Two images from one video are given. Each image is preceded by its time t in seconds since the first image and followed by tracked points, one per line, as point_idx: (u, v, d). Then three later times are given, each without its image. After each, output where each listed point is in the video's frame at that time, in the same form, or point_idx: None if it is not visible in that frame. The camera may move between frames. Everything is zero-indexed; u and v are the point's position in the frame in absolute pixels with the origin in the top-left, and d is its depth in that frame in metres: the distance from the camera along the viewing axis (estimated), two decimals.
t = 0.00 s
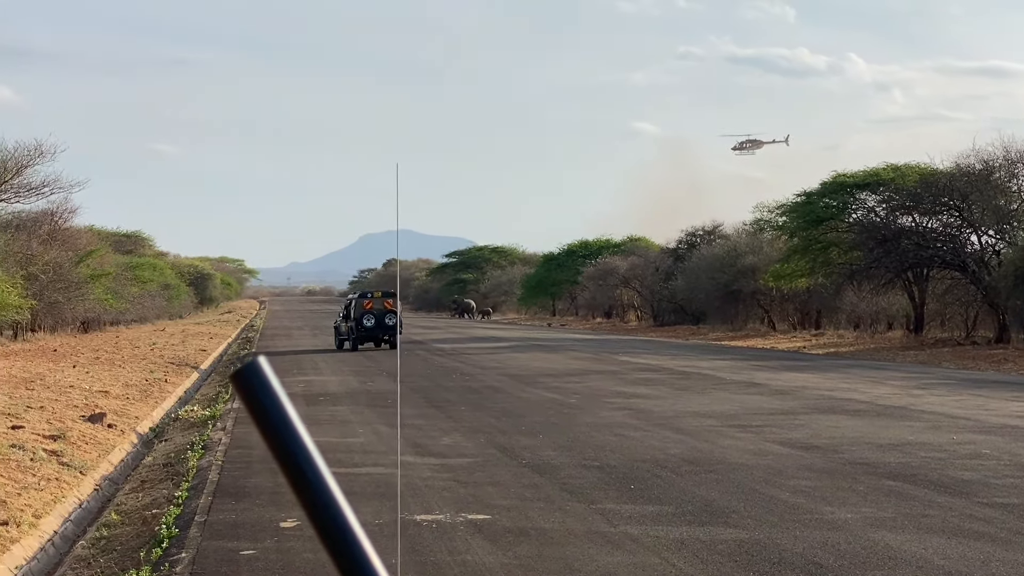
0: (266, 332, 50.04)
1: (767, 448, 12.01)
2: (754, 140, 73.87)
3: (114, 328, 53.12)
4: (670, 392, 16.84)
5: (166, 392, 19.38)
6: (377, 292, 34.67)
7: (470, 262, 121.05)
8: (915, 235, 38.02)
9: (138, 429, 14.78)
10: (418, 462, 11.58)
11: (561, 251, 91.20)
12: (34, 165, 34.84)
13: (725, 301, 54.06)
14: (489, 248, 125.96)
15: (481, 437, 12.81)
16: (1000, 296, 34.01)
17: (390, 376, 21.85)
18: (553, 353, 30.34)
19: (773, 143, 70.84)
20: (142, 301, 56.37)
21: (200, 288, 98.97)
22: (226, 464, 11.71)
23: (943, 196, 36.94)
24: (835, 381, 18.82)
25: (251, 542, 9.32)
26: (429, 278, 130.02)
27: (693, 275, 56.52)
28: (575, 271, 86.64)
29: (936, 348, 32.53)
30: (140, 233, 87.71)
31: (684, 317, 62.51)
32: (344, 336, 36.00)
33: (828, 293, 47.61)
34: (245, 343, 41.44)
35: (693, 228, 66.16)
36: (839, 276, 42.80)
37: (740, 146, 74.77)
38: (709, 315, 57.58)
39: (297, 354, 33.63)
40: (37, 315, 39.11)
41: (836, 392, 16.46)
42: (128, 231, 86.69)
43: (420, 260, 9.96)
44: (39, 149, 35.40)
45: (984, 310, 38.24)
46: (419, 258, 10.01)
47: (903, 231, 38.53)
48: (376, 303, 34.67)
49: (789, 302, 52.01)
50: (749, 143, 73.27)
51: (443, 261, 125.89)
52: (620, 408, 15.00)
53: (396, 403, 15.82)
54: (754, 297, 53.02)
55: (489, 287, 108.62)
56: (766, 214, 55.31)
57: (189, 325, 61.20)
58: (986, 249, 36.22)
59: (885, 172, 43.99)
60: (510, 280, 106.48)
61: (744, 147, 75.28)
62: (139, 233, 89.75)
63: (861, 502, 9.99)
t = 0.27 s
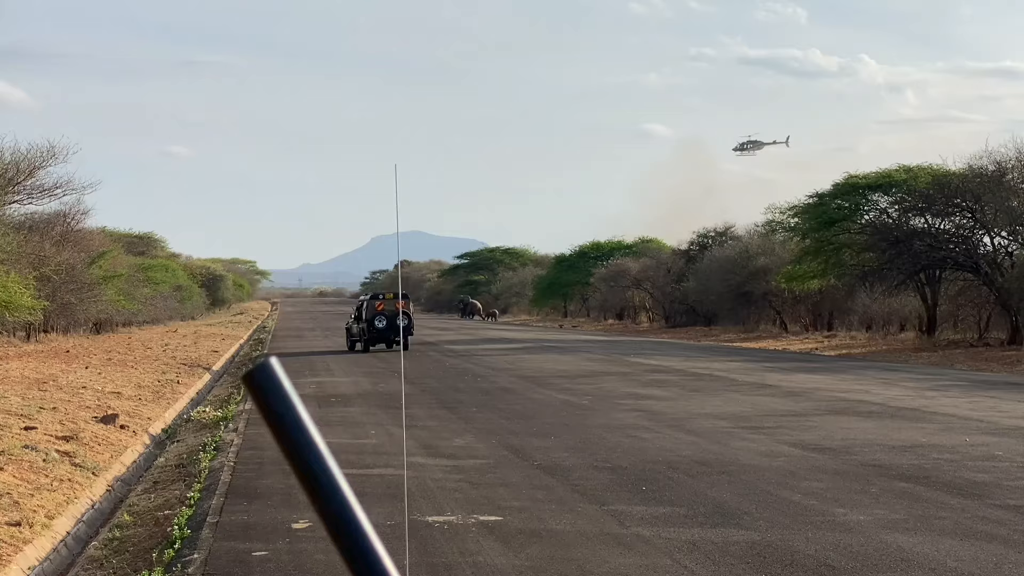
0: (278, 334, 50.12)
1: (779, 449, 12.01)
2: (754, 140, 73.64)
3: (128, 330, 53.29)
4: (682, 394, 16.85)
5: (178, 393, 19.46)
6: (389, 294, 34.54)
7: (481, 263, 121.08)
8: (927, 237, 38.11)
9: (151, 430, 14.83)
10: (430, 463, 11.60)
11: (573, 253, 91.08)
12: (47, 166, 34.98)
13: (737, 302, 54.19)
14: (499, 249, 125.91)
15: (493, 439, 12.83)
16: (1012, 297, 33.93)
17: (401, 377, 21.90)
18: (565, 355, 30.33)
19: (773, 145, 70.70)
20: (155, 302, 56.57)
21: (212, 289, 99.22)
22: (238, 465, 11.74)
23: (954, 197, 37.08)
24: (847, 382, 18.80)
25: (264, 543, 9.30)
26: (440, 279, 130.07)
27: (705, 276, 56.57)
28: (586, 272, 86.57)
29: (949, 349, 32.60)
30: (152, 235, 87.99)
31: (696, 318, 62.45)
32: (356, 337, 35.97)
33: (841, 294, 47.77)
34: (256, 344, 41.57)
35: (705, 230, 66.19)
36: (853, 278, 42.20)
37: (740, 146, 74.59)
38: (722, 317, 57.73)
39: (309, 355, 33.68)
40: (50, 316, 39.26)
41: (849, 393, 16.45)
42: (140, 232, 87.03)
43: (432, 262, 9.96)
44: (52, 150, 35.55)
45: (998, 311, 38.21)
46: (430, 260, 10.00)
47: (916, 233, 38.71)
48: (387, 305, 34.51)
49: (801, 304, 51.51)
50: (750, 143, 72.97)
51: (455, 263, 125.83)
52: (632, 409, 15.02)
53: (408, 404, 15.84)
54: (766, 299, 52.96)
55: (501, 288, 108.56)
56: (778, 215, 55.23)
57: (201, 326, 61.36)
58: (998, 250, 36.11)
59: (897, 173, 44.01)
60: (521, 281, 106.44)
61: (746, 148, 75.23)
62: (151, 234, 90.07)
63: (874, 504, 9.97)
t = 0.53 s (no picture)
0: (289, 334, 50.21)
1: (790, 450, 12.01)
2: (754, 140, 72.81)
3: (139, 330, 53.43)
4: (692, 394, 16.86)
5: (189, 393, 19.51)
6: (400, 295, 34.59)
7: (492, 264, 121.16)
8: (939, 237, 38.04)
9: (162, 430, 14.87)
10: (441, 464, 11.62)
11: (583, 253, 90.99)
12: (59, 166, 35.07)
13: (749, 302, 54.22)
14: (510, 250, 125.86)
15: (504, 439, 12.85)
16: None
17: (412, 377, 21.95)
18: (576, 355, 30.33)
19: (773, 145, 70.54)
20: (167, 303, 56.71)
21: (223, 289, 99.38)
22: (249, 466, 11.77)
23: (966, 197, 37.03)
24: (858, 383, 18.77)
25: (275, 543, 9.28)
26: (450, 279, 130.11)
27: (716, 277, 56.56)
28: (597, 272, 86.50)
29: (960, 350, 32.62)
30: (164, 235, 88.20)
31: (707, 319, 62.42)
32: (367, 338, 36.05)
33: (852, 294, 47.81)
34: (268, 344, 41.67)
35: (716, 230, 66.20)
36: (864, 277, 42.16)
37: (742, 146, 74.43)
38: (733, 318, 57.78)
39: (321, 355, 33.73)
40: (62, 316, 39.39)
41: (860, 394, 16.44)
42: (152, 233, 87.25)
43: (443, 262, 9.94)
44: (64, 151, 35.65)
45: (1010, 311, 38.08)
46: (441, 259, 9.98)
47: (927, 233, 38.64)
48: (398, 305, 34.56)
49: (812, 304, 51.72)
50: (749, 143, 72.51)
51: (466, 263, 125.83)
52: (643, 409, 15.04)
53: (419, 404, 15.87)
54: (777, 299, 52.90)
55: (512, 289, 108.53)
56: (789, 215, 55.14)
57: (213, 327, 61.47)
58: (1010, 250, 35.98)
59: (909, 173, 44.06)
60: (532, 281, 106.40)
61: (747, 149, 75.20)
62: (162, 234, 90.33)
63: (885, 504, 9.94)
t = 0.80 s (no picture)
0: (299, 334, 50.25)
1: (801, 450, 11.99)
2: (754, 140, 74.07)
3: (149, 331, 53.54)
4: (702, 394, 16.86)
5: (200, 393, 19.55)
6: (410, 294, 34.70)
7: (502, 264, 121.20)
8: (950, 236, 37.80)
9: (173, 430, 14.91)
10: (451, 464, 11.64)
11: (593, 253, 90.85)
12: (70, 167, 35.14)
13: (758, 302, 54.13)
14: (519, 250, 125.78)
15: (514, 439, 12.87)
16: None
17: (422, 377, 21.98)
18: (585, 356, 30.31)
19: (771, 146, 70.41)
20: (177, 303, 56.74)
21: (233, 289, 99.37)
22: (259, 465, 11.81)
23: (977, 196, 36.89)
24: (868, 383, 18.74)
25: (285, 543, 9.27)
26: (460, 279, 130.06)
27: (726, 277, 56.49)
28: (608, 272, 86.36)
29: (972, 350, 32.55)
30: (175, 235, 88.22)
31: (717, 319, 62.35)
32: (377, 338, 36.15)
33: (863, 294, 47.74)
34: (279, 343, 41.68)
35: (725, 230, 66.19)
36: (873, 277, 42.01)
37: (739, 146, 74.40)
38: (743, 318, 57.73)
39: (331, 355, 33.77)
40: (73, 316, 39.49)
41: (870, 394, 16.41)
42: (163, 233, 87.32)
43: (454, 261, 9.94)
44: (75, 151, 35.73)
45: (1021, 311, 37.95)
46: (453, 259, 9.98)
47: (938, 233, 38.37)
48: (408, 305, 34.70)
49: (822, 303, 51.53)
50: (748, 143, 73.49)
51: (476, 263, 125.82)
52: (653, 409, 15.04)
53: (429, 404, 15.90)
54: (788, 299, 52.79)
55: (523, 289, 108.43)
56: (799, 215, 55.04)
57: (224, 327, 61.50)
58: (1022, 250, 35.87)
59: (920, 173, 43.97)
60: (542, 281, 106.30)
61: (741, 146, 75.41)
62: (173, 234, 90.40)
63: (896, 504, 9.93)
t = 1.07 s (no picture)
0: (308, 334, 50.33)
1: (810, 450, 11.99)
2: (749, 140, 74.16)
3: (159, 330, 53.70)
4: (711, 394, 16.85)
5: (209, 392, 19.60)
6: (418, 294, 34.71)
7: (510, 263, 121.24)
8: (959, 236, 37.82)
9: (183, 429, 14.94)
10: (460, 463, 11.65)
11: (602, 252, 90.81)
12: (80, 167, 35.25)
13: (767, 301, 54.10)
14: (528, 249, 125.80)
15: (523, 439, 12.88)
16: None
17: (430, 377, 22.01)
18: (594, 355, 30.31)
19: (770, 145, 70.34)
20: (186, 303, 56.89)
21: (242, 289, 99.53)
22: (268, 465, 11.83)
23: (987, 196, 36.93)
24: (878, 383, 18.73)
25: (294, 542, 9.26)
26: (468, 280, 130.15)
27: (735, 277, 56.46)
28: (616, 272, 86.31)
29: (982, 350, 32.47)
30: (184, 234, 88.47)
31: (726, 318, 62.31)
32: (385, 338, 36.17)
33: (872, 294, 47.66)
34: (286, 343, 41.75)
35: (734, 230, 66.17)
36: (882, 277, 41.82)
37: (739, 145, 74.31)
38: (751, 317, 57.70)
39: (340, 355, 33.82)
40: (83, 316, 39.62)
41: (879, 394, 16.39)
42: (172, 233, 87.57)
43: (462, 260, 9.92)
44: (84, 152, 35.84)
45: None
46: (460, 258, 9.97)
47: (948, 232, 38.36)
48: (416, 305, 34.73)
49: (832, 303, 51.21)
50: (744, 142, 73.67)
51: (484, 263, 125.90)
52: (662, 409, 15.04)
53: (438, 404, 15.92)
54: (797, 299, 52.74)
55: (531, 289, 108.48)
56: (808, 215, 55.04)
57: (234, 326, 61.61)
58: None
59: (929, 172, 43.87)
60: (550, 281, 106.32)
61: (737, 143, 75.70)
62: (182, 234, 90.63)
63: (905, 504, 9.91)
